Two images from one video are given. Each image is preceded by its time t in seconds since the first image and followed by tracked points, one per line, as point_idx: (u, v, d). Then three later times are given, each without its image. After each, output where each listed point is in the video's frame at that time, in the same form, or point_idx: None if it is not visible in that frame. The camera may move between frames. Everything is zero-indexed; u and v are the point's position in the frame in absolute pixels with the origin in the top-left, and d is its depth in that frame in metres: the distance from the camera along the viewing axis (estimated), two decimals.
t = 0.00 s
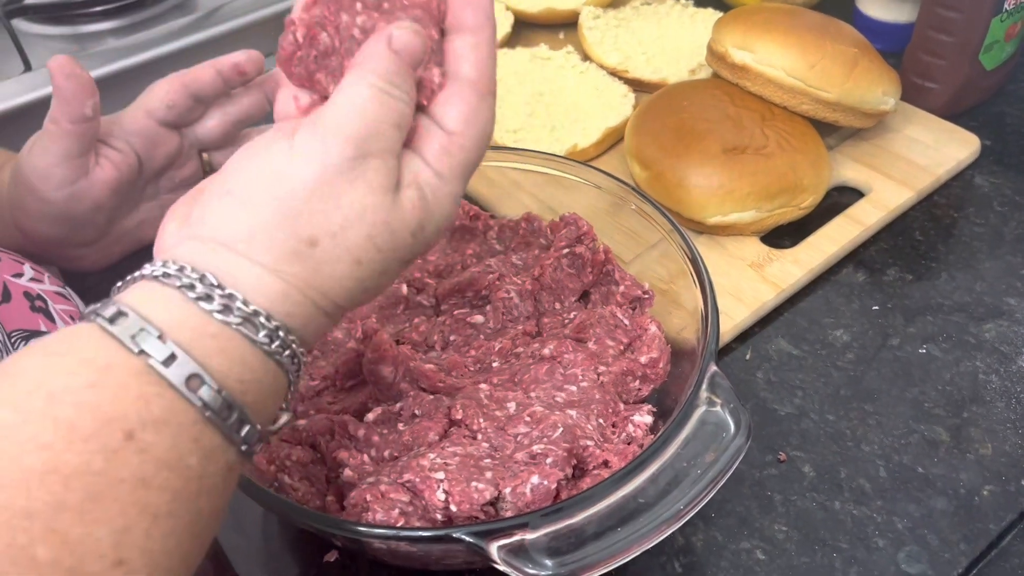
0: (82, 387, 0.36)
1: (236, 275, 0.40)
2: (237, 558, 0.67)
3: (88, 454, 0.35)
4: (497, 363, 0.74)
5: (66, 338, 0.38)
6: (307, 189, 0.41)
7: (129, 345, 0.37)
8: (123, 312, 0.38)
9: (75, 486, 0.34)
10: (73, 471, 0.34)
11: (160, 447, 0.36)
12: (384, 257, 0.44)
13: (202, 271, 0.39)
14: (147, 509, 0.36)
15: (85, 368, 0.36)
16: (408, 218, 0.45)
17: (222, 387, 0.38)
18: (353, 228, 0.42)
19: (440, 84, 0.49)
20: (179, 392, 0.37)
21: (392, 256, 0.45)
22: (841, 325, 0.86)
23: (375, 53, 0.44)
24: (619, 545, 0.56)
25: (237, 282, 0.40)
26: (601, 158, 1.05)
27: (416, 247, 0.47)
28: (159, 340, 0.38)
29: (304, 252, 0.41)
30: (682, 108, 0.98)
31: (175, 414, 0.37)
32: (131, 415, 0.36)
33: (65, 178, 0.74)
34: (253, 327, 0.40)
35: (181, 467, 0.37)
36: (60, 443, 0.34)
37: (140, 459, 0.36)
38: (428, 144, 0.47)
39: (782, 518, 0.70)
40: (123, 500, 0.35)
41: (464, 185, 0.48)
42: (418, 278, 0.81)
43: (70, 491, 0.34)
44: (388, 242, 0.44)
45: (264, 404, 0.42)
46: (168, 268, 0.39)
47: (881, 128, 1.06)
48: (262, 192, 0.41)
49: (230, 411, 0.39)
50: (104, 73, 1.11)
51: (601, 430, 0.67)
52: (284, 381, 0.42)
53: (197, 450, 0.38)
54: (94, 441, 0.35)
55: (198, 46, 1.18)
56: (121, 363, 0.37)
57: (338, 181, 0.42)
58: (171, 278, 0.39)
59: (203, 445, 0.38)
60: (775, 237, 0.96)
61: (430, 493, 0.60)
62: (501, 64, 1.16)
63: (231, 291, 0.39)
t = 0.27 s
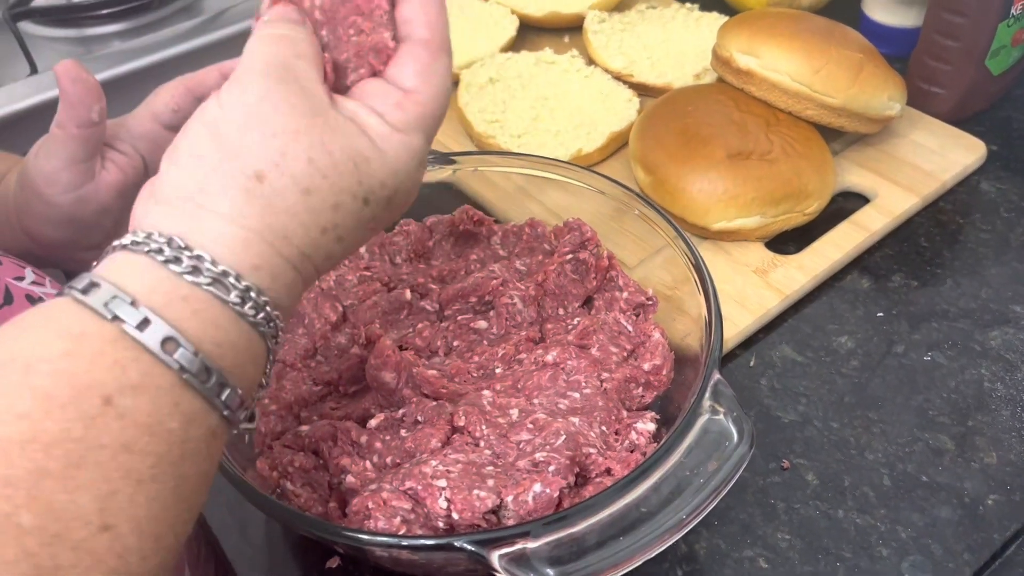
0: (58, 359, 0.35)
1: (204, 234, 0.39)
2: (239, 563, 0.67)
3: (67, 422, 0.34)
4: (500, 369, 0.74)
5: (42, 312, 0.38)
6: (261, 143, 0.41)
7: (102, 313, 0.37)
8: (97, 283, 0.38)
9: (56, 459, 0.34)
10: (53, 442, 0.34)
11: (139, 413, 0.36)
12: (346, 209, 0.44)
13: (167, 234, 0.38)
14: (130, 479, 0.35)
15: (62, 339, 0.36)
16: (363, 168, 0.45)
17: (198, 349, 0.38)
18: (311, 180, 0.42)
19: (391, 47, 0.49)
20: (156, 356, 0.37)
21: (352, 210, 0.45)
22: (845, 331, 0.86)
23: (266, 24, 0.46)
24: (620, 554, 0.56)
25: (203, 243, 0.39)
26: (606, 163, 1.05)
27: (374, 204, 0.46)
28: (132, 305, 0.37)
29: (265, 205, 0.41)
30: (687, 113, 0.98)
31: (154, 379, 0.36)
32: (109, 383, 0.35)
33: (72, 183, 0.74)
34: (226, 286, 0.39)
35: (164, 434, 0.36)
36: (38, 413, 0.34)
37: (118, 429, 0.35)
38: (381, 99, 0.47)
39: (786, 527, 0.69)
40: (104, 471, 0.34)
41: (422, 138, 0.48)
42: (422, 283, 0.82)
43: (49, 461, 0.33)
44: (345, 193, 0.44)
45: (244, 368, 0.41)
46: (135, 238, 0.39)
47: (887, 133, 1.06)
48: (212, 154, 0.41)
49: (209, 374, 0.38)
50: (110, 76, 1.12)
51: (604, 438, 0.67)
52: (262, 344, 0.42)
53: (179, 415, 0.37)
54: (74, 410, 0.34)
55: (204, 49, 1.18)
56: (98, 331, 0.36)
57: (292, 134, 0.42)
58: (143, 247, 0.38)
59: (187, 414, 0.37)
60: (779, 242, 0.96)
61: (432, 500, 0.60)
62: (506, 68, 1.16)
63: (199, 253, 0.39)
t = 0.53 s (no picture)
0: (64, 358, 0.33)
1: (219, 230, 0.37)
2: (244, 559, 0.67)
3: (67, 427, 0.32)
4: (505, 366, 0.74)
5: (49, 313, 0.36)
6: (283, 140, 0.38)
7: (108, 314, 0.34)
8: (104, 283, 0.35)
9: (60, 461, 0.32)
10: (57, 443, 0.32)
11: (148, 418, 0.34)
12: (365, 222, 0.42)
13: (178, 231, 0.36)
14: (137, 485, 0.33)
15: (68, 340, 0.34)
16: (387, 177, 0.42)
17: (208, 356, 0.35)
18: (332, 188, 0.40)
19: (409, 49, 0.46)
20: (164, 360, 0.34)
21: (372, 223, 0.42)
22: (850, 331, 0.86)
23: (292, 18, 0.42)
24: (624, 550, 0.56)
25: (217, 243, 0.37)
26: (611, 161, 1.05)
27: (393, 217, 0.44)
28: (138, 305, 0.35)
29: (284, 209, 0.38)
30: (692, 112, 0.98)
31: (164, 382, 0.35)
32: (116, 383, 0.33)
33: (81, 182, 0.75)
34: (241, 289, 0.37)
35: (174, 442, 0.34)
36: (37, 417, 0.32)
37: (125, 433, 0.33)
38: (404, 101, 0.45)
39: (790, 525, 0.69)
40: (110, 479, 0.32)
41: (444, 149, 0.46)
42: (427, 281, 0.82)
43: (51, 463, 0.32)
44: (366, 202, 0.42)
45: (256, 375, 0.39)
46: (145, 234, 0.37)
47: (892, 133, 1.06)
48: (232, 146, 0.38)
49: (218, 382, 0.36)
50: (117, 75, 1.12)
51: (608, 435, 0.67)
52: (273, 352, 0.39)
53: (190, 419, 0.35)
54: (75, 413, 0.32)
55: (210, 48, 1.18)
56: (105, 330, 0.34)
57: (315, 133, 0.39)
58: (153, 244, 0.36)
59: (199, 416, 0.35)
60: (784, 241, 0.96)
61: (436, 496, 0.60)
62: (512, 67, 1.16)
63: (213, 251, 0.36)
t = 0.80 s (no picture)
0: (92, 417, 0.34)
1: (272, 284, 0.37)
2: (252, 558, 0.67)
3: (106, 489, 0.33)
4: (513, 367, 0.74)
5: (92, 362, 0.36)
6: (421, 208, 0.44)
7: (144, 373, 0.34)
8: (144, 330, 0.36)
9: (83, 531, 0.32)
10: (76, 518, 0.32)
11: (177, 482, 0.34)
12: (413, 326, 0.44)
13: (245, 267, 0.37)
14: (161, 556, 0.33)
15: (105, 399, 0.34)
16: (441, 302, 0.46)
17: (245, 421, 0.35)
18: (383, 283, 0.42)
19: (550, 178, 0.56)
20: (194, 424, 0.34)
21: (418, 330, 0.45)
22: (858, 332, 0.86)
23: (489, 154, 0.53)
24: (633, 551, 0.56)
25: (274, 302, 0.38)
26: (619, 162, 1.05)
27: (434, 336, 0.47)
28: (178, 364, 0.35)
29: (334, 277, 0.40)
30: (700, 113, 0.98)
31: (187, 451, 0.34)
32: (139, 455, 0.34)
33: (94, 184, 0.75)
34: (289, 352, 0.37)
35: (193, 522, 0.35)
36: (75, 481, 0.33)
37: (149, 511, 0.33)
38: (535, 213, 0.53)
39: (798, 527, 0.69)
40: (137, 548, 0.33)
41: (494, 276, 0.50)
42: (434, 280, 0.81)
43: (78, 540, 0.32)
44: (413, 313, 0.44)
45: (311, 449, 0.39)
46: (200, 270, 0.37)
47: (901, 133, 1.05)
48: (318, 201, 0.41)
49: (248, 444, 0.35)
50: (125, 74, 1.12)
51: (616, 435, 0.66)
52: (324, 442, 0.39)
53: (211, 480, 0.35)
54: (116, 473, 0.33)
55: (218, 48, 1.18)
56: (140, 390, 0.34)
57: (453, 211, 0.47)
58: (201, 300, 0.37)
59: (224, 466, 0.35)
60: (793, 242, 0.96)
61: (445, 496, 0.60)
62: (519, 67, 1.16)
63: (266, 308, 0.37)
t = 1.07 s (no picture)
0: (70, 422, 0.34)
1: (246, 276, 0.39)
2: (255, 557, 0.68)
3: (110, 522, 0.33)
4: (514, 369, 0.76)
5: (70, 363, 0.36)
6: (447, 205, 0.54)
7: (124, 365, 0.35)
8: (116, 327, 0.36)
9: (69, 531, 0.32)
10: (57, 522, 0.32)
11: (160, 486, 0.34)
12: (389, 343, 0.44)
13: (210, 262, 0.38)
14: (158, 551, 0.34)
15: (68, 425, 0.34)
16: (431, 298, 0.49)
17: (240, 398, 0.37)
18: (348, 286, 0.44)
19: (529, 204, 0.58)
20: (180, 404, 0.35)
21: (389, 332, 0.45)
22: (856, 335, 0.86)
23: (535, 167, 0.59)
24: (629, 550, 0.57)
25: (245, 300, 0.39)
26: (619, 166, 1.06)
27: (420, 355, 0.47)
28: (160, 352, 0.35)
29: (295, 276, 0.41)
30: (700, 117, 0.99)
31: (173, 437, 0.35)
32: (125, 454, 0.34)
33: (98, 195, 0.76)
34: (272, 345, 0.39)
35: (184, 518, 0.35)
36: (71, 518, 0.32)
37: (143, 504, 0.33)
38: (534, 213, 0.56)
39: (794, 527, 0.70)
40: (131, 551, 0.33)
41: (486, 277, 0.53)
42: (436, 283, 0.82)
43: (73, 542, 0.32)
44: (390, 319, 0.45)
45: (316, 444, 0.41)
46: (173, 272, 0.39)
47: (899, 139, 1.06)
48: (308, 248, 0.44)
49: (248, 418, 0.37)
50: (131, 78, 1.14)
51: (615, 436, 0.67)
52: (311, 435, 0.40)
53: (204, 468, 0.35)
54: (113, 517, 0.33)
55: (223, 52, 1.20)
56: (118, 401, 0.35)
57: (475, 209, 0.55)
58: (179, 297, 0.38)
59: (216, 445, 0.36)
60: (791, 246, 0.97)
61: (445, 495, 0.61)
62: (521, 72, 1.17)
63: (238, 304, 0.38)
